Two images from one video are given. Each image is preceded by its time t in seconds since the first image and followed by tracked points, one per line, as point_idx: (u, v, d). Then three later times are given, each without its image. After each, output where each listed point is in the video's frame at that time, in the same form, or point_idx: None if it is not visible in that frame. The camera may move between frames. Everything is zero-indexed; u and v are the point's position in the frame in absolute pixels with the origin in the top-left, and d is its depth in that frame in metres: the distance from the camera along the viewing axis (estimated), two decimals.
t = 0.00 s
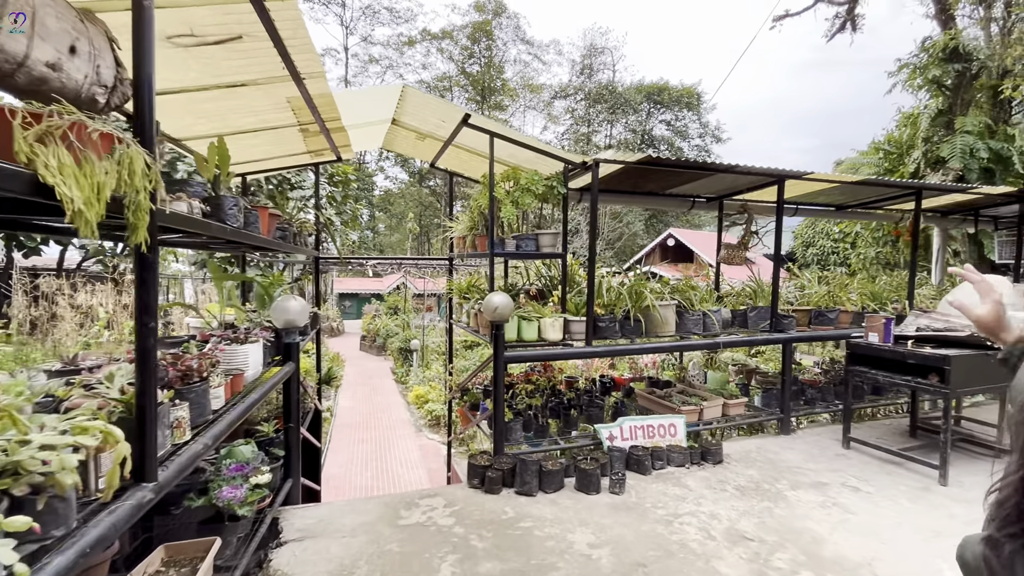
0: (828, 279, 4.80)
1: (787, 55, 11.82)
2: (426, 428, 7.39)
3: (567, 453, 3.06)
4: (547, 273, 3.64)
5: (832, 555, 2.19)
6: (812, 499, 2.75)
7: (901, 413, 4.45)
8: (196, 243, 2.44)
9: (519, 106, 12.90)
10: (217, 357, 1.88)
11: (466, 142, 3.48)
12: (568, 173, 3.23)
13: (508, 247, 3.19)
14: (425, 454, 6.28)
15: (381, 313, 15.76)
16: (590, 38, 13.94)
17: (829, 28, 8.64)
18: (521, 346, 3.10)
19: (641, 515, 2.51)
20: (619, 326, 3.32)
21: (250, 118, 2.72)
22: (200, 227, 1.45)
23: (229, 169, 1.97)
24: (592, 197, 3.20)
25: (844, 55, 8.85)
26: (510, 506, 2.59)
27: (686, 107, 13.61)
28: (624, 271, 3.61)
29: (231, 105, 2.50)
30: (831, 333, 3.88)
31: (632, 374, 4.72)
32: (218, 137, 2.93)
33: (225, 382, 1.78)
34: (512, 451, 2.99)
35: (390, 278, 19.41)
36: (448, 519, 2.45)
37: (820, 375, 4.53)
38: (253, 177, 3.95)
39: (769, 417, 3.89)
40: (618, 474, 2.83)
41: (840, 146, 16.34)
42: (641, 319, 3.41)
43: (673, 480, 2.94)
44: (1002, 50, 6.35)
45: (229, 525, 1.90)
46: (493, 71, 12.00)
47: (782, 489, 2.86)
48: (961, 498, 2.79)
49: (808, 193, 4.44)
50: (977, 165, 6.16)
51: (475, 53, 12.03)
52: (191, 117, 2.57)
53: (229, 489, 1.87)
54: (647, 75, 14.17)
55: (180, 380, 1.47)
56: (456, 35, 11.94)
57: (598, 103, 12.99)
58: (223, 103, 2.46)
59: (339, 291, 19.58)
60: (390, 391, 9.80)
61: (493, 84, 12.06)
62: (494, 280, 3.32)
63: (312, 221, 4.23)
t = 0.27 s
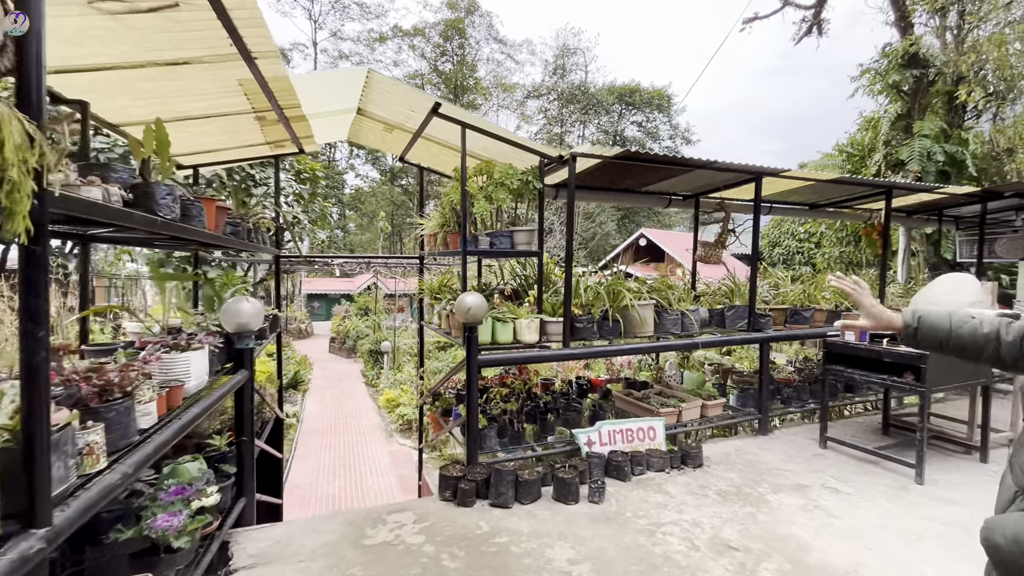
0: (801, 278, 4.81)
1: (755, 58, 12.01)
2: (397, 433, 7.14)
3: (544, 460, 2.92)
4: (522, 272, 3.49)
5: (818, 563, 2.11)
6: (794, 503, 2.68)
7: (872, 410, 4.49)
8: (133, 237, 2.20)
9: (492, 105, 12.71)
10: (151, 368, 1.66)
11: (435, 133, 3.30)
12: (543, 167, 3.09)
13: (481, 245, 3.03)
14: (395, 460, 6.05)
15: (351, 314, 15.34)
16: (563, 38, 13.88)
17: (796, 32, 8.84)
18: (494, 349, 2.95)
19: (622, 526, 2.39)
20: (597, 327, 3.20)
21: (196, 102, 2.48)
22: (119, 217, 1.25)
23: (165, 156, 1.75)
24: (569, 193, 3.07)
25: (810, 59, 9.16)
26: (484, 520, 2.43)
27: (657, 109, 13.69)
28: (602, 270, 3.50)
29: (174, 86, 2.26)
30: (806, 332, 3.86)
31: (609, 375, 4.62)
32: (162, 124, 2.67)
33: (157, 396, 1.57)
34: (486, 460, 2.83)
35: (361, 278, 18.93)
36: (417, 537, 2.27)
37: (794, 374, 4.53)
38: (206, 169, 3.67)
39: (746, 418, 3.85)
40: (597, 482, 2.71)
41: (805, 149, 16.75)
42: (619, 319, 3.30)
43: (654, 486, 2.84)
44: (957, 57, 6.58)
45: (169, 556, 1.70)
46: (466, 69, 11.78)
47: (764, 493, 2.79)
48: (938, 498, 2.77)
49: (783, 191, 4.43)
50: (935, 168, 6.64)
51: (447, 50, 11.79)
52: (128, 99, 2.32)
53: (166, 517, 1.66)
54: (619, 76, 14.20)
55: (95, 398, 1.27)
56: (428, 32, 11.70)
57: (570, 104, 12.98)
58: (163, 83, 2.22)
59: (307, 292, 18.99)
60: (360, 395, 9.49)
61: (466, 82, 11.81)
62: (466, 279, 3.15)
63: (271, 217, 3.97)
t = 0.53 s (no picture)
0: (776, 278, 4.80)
1: (726, 61, 12.18)
2: (367, 440, 6.88)
3: (522, 473, 2.77)
4: (498, 273, 3.34)
5: None
6: (780, 511, 2.60)
7: (846, 410, 4.50)
8: (56, 237, 1.97)
9: (465, 103, 12.49)
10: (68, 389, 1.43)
11: (404, 125, 3.10)
12: (520, 163, 2.94)
13: (455, 245, 2.85)
14: (365, 469, 5.80)
15: (320, 316, 14.87)
16: (536, 38, 13.78)
17: (767, 35, 9.00)
18: (469, 355, 2.78)
19: (606, 543, 2.26)
20: (576, 331, 3.07)
21: (134, 85, 2.23)
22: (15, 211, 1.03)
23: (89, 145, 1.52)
24: (547, 190, 2.93)
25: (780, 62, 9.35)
26: (459, 541, 2.26)
27: (630, 110, 13.74)
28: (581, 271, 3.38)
29: (107, 67, 2.01)
30: (785, 333, 3.83)
31: (586, 379, 4.51)
32: (95, 110, 2.40)
33: (71, 422, 1.35)
34: (461, 474, 2.66)
35: (331, 279, 18.41)
36: (385, 564, 2.08)
37: (770, 375, 4.50)
38: (154, 161, 3.37)
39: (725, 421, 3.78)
40: (578, 495, 2.57)
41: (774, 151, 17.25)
42: (599, 322, 3.18)
43: (637, 497, 2.72)
44: (916, 63, 7.10)
45: None
46: (439, 66, 11.52)
47: (748, 501, 2.70)
48: (920, 501, 2.74)
49: (760, 191, 4.39)
50: (895, 171, 7.12)
51: (419, 47, 11.55)
52: (54, 80, 2.05)
53: (88, 560, 1.43)
54: (592, 77, 14.19)
55: None
56: (400, 28, 11.42)
57: (544, 104, 12.91)
58: (93, 62, 1.97)
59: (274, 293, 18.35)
60: (329, 400, 9.16)
61: (439, 80, 11.49)
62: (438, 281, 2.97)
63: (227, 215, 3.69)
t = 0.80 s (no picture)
0: (755, 276, 4.79)
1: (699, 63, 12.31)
2: (339, 446, 6.61)
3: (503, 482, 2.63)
4: (476, 271, 3.18)
5: None
6: (768, 516, 2.53)
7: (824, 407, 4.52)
8: None
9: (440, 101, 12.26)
10: None
11: (375, 114, 2.91)
12: (500, 155, 2.79)
13: (431, 241, 2.68)
14: (336, 477, 5.55)
15: (290, 317, 14.39)
16: (511, 37, 13.65)
17: (739, 36, 9.11)
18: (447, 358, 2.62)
19: (593, 556, 2.13)
20: (559, 331, 2.94)
21: (69, 62, 1.98)
22: None
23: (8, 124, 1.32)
24: (529, 184, 2.79)
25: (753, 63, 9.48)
26: (438, 559, 2.10)
27: (603, 112, 13.72)
28: (562, 268, 3.26)
29: (32, 38, 1.77)
30: (766, 332, 3.79)
31: (566, 380, 4.40)
32: (25, 89, 2.14)
33: None
34: (438, 485, 2.51)
35: (301, 278, 17.86)
36: None
37: (750, 374, 4.48)
38: (99, 151, 3.09)
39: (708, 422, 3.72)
40: (563, 504, 2.44)
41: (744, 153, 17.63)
42: (582, 322, 3.06)
43: (622, 504, 2.61)
44: (880, 68, 7.32)
45: None
46: (412, 63, 11.27)
47: (736, 505, 2.63)
48: (905, 500, 2.72)
49: (739, 188, 4.36)
50: (861, 173, 7.33)
51: (392, 43, 11.33)
52: None
53: None
54: (567, 77, 14.15)
55: None
56: (372, 24, 11.17)
57: (518, 103, 12.79)
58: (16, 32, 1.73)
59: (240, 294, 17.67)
60: (298, 404, 8.81)
61: (413, 77, 11.20)
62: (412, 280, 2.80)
63: (183, 209, 3.43)
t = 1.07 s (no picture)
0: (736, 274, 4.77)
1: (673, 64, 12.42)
2: (310, 452, 6.33)
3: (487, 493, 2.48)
4: (456, 269, 3.02)
5: None
6: (762, 521, 2.45)
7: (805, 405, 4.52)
8: None
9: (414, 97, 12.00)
10: None
11: (348, 101, 2.71)
12: (482, 146, 2.64)
13: (410, 237, 2.51)
14: (308, 486, 5.28)
15: (258, 318, 13.87)
16: (486, 34, 13.37)
17: (715, 36, 9.16)
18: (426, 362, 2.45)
19: (585, 571, 2.00)
20: (544, 332, 2.80)
21: None
22: None
23: None
24: (513, 177, 2.64)
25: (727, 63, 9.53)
26: None
27: (579, 112, 13.62)
28: (546, 267, 3.12)
29: None
30: (750, 330, 3.75)
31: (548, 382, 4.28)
32: None
33: None
34: (418, 497, 2.34)
35: (270, 278, 17.26)
36: None
37: (732, 373, 4.45)
38: (38, 137, 2.80)
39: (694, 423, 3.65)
40: (551, 515, 2.31)
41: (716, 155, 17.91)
42: (567, 322, 2.93)
43: (612, 513, 2.49)
44: (847, 71, 7.46)
45: None
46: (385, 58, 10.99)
47: (728, 511, 2.54)
48: (895, 501, 2.68)
49: (722, 186, 4.32)
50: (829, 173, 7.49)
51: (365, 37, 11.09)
52: None
53: None
54: (543, 75, 14.04)
55: None
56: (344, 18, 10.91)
57: (493, 103, 12.49)
58: None
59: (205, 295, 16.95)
60: (267, 409, 8.45)
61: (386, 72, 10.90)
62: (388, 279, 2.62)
63: (134, 203, 3.15)
